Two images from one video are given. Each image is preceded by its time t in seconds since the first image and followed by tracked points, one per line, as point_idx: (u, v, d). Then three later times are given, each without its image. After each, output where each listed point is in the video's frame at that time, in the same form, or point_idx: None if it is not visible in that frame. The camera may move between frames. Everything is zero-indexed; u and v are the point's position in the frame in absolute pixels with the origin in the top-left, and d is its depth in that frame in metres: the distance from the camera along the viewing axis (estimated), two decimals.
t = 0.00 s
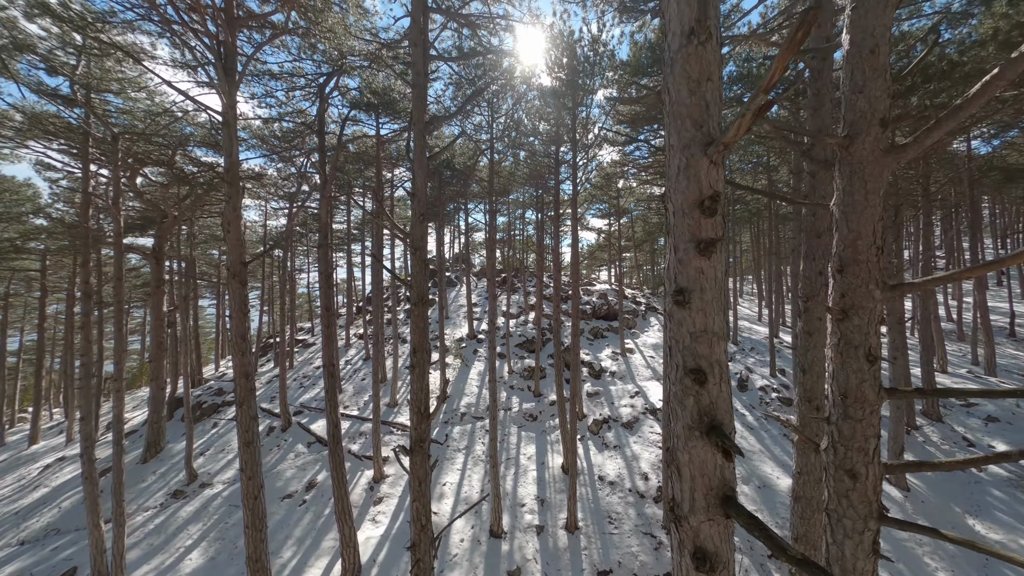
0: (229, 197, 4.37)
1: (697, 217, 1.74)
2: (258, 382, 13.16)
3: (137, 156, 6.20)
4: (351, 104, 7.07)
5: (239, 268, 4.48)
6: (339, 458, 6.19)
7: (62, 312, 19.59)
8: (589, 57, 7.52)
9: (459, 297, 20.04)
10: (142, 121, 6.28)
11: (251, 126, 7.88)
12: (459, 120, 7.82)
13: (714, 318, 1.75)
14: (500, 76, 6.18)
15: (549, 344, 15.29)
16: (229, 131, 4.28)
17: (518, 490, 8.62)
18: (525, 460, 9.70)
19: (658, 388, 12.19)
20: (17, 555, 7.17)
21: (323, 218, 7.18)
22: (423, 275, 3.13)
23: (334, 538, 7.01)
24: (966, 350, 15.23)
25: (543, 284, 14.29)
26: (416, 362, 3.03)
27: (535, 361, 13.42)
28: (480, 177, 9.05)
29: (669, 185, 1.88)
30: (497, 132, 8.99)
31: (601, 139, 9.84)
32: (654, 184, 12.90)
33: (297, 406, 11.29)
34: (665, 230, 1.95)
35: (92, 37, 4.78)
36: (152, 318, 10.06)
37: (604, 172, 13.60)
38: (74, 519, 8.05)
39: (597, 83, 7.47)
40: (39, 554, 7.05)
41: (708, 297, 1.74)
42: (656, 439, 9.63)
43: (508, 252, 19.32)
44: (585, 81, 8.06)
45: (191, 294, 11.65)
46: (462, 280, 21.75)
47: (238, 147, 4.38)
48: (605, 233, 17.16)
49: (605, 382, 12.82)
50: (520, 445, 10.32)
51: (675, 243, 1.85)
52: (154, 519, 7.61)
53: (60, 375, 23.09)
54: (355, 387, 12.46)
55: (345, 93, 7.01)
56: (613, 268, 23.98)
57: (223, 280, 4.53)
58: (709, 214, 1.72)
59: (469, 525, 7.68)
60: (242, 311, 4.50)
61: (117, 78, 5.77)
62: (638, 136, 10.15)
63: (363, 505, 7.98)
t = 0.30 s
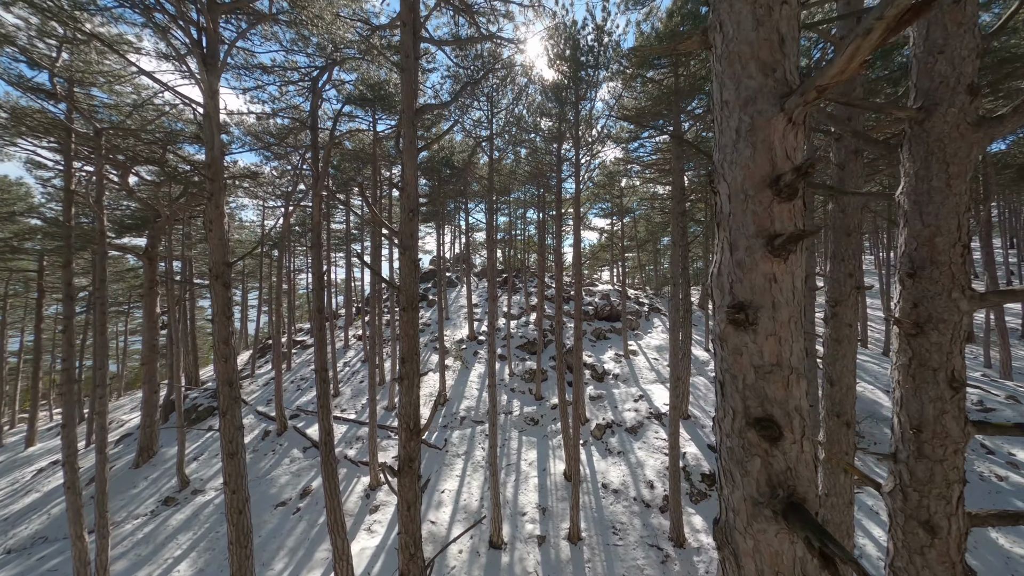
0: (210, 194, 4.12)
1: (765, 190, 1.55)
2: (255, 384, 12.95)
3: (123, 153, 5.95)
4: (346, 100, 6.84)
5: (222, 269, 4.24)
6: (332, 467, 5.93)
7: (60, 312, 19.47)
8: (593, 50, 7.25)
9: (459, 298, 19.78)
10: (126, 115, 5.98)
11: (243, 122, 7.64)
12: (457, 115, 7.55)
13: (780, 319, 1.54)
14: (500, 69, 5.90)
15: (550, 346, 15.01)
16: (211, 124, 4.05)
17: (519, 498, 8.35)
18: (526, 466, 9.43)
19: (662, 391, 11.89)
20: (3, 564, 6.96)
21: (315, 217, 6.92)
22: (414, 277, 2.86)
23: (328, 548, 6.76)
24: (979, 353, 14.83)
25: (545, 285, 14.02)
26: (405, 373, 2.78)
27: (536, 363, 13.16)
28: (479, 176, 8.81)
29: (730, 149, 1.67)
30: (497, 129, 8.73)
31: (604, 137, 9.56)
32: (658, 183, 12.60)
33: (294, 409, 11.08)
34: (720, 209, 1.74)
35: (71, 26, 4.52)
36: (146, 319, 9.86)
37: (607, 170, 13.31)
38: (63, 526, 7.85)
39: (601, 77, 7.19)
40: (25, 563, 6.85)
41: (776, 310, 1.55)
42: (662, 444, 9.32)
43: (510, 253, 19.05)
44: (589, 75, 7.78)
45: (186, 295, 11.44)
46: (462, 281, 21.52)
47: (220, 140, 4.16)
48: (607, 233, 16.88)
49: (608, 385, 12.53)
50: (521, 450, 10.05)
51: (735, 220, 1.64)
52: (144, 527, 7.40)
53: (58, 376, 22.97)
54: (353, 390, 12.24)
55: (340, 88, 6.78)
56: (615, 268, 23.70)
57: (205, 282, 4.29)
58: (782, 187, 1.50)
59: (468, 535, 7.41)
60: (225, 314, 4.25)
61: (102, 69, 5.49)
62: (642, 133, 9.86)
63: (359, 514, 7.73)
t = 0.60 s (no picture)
0: (189, 189, 3.88)
1: (954, 128, 1.05)
2: (251, 387, 12.72)
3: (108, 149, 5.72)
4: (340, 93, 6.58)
5: (203, 270, 4.00)
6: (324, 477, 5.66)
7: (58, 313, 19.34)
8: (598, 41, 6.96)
9: (459, 299, 19.51)
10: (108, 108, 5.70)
11: (234, 117, 7.39)
12: (455, 108, 7.29)
13: (984, 344, 1.00)
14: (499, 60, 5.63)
15: (552, 347, 14.73)
16: (191, 116, 3.82)
17: (520, 507, 8.07)
18: (527, 473, 9.15)
19: (667, 394, 11.58)
20: None
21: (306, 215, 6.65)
22: (401, 277, 2.60)
23: (320, 560, 6.49)
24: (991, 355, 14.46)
25: (546, 285, 13.74)
26: (391, 385, 2.52)
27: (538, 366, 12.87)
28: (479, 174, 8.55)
29: (877, 74, 1.19)
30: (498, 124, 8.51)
31: (607, 133, 9.27)
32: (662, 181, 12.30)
33: (290, 413, 10.83)
34: (852, 175, 1.26)
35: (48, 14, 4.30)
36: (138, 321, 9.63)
37: (609, 168, 13.01)
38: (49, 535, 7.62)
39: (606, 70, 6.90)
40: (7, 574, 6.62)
41: (972, 344, 1.00)
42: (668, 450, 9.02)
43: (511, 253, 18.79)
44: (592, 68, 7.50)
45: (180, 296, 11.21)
46: (462, 281, 21.28)
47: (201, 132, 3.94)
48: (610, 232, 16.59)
49: (612, 388, 12.23)
50: (522, 456, 9.77)
51: (887, 187, 1.16)
52: (131, 537, 7.16)
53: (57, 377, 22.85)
54: (351, 393, 12.00)
55: (334, 81, 6.52)
56: (617, 269, 23.42)
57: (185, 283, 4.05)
58: (983, 121, 1.01)
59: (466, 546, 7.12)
60: (206, 317, 4.00)
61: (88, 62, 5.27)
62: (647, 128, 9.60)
63: (354, 523, 7.47)
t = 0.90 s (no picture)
0: (163, 181, 3.62)
1: None
2: (247, 389, 12.46)
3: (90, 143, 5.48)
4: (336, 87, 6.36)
5: (179, 269, 3.74)
6: (313, 487, 5.39)
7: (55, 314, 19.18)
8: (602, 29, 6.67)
9: (460, 300, 19.25)
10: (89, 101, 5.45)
11: (224, 111, 7.14)
12: (453, 102, 7.04)
13: None
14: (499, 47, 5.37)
15: (553, 349, 14.43)
16: (165, 105, 3.57)
17: (521, 516, 7.77)
18: (528, 479, 8.85)
19: (672, 397, 11.25)
20: None
21: (296, 212, 6.36)
22: (387, 275, 2.32)
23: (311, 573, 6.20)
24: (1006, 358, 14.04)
25: (548, 286, 13.46)
26: (375, 398, 2.25)
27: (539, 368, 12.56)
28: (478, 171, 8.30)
29: None
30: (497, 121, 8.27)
31: (611, 127, 8.99)
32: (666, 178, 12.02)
33: (285, 416, 10.56)
34: None
35: None
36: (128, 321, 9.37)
37: (613, 165, 12.73)
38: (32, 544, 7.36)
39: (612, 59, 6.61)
40: None
41: None
42: (675, 457, 8.69)
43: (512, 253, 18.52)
44: (596, 60, 7.25)
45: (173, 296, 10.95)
46: (462, 282, 21.01)
47: (176, 121, 3.68)
48: (612, 232, 16.31)
49: (615, 392, 11.91)
50: (523, 462, 9.47)
51: None
52: (116, 547, 6.89)
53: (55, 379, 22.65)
54: (348, 396, 11.71)
55: (328, 73, 6.27)
56: (619, 269, 23.11)
57: (160, 283, 3.78)
58: None
59: (465, 557, 6.80)
60: (182, 320, 3.75)
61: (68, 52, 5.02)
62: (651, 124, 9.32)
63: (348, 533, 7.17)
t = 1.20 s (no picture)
0: (131, 170, 3.35)
1: None
2: (241, 392, 12.18)
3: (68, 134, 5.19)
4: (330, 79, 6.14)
5: (150, 265, 3.45)
6: (300, 498, 5.10)
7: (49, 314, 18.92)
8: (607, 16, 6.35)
9: (460, 300, 18.95)
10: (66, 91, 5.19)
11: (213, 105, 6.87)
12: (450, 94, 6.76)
13: None
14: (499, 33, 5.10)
15: (555, 351, 14.13)
16: (133, 88, 3.30)
17: (521, 526, 7.45)
18: (528, 486, 8.53)
19: (677, 401, 10.92)
20: None
21: (286, 208, 6.07)
22: (367, 270, 2.01)
23: None
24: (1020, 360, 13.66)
25: (549, 286, 13.16)
26: (355, 414, 1.95)
27: (540, 370, 12.23)
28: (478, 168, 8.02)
29: None
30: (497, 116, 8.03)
31: (615, 122, 8.71)
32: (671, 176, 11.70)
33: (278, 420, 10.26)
34: None
35: None
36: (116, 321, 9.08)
37: (616, 163, 12.42)
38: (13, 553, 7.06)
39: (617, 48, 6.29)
40: None
41: None
42: (681, 463, 8.36)
43: (512, 253, 18.23)
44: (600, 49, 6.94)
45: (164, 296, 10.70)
46: (462, 282, 20.72)
47: (145, 106, 3.41)
48: (614, 232, 16.03)
49: (618, 395, 11.58)
50: (524, 468, 9.14)
51: None
52: (99, 557, 6.60)
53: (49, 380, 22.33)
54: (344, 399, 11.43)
55: (321, 64, 6.02)
56: (621, 269, 22.81)
57: (129, 281, 3.49)
58: None
59: (463, 570, 6.49)
60: (154, 321, 3.47)
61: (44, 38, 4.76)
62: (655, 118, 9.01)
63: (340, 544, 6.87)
